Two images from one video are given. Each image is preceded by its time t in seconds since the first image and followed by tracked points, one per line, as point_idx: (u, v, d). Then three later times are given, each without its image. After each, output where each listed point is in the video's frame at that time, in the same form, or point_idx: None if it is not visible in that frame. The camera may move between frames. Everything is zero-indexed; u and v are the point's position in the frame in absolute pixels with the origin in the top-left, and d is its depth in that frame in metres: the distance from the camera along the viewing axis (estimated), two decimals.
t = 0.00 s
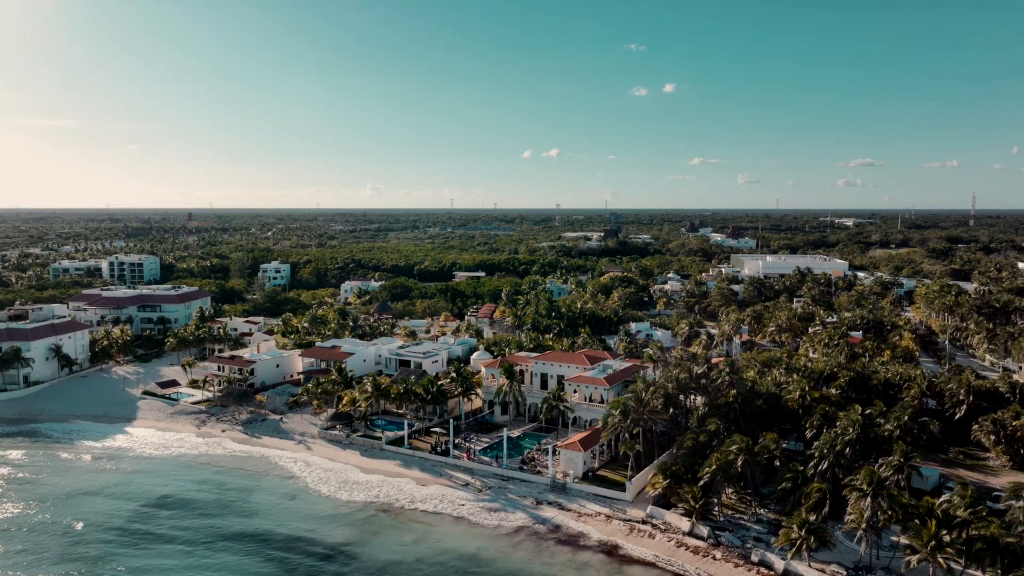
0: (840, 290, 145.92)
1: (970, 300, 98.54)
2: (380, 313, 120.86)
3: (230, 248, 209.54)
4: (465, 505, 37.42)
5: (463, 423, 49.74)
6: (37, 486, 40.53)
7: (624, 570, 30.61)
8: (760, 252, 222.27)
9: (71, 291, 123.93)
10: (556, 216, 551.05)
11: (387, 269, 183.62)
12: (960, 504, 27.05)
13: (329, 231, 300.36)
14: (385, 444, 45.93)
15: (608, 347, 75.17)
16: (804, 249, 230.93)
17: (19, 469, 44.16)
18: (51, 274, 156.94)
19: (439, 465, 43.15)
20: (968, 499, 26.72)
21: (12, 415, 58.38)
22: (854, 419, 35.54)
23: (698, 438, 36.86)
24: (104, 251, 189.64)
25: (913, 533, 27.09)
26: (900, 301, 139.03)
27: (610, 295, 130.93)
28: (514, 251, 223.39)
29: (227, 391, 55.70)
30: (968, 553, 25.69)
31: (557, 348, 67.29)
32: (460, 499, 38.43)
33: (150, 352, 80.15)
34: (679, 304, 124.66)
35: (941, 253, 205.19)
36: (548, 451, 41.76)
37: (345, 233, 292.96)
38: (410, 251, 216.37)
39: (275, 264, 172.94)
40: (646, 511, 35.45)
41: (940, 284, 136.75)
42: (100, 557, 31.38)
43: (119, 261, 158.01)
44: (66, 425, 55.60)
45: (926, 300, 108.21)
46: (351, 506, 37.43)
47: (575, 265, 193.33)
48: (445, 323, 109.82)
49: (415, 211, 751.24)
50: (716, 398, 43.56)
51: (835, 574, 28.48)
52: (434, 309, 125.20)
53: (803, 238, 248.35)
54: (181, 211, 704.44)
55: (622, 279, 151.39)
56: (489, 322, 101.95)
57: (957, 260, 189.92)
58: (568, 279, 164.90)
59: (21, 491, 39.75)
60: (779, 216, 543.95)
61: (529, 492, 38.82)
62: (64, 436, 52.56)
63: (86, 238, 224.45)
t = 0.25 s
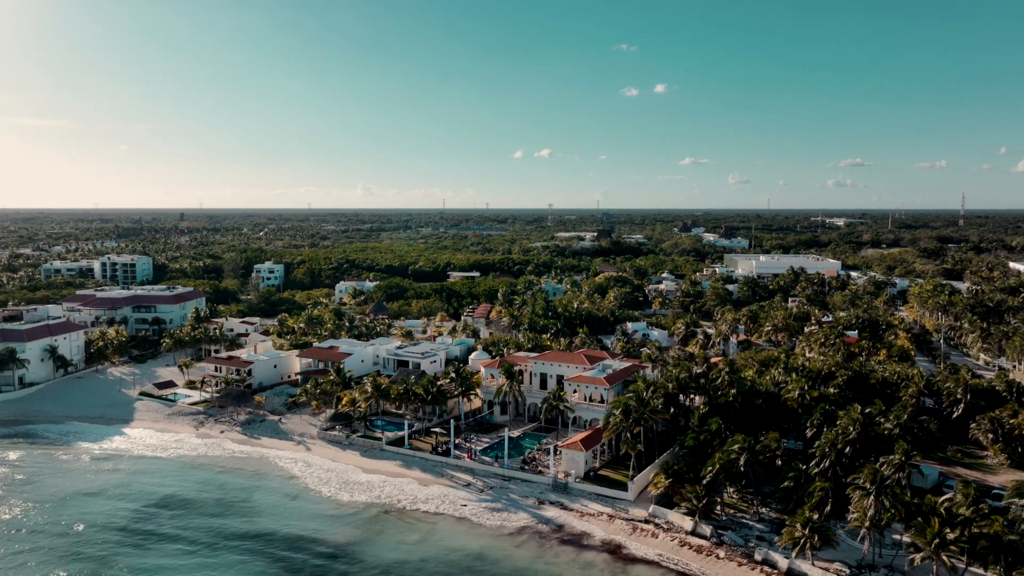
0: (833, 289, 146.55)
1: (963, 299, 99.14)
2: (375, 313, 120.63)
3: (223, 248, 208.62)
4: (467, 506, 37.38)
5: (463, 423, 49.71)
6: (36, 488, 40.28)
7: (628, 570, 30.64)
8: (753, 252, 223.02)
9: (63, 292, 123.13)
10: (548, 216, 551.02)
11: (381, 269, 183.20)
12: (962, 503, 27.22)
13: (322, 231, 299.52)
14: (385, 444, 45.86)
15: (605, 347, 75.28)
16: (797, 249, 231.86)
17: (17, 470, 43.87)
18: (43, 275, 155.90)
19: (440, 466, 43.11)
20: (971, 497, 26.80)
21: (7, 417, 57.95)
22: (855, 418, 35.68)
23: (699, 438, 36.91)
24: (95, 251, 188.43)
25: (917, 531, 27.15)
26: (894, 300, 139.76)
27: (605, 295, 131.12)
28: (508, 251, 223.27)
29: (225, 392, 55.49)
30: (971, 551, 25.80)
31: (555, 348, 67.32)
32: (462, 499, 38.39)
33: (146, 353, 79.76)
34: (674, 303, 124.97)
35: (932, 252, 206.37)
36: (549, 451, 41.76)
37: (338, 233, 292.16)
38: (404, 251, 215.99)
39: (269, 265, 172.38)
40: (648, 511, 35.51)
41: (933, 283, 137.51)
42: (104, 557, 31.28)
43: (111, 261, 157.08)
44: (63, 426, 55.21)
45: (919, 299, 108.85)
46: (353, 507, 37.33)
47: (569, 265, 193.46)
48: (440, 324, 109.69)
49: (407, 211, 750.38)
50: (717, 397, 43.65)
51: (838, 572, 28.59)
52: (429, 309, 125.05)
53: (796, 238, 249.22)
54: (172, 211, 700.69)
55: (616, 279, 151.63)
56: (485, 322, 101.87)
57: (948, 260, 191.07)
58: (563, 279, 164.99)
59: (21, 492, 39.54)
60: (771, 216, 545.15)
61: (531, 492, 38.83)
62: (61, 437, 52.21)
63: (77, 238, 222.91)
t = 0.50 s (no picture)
0: (827, 289, 147.12)
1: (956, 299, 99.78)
2: (371, 313, 120.36)
3: (216, 248, 207.64)
4: (469, 506, 37.34)
5: (463, 423, 49.62)
6: (35, 489, 40.08)
7: (633, 569, 30.68)
8: (747, 252, 223.67)
9: (56, 293, 122.35)
10: (542, 215, 551.02)
11: (375, 269, 182.73)
12: (965, 501, 27.42)
13: (315, 231, 298.60)
14: (385, 445, 45.79)
15: (603, 346, 75.35)
16: (790, 249, 232.65)
17: (16, 472, 43.62)
18: (35, 276, 154.85)
19: (441, 466, 43.08)
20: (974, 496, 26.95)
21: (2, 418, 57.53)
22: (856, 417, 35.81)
23: (701, 437, 36.96)
24: (87, 252, 187.25)
25: (920, 529, 27.26)
26: (887, 300, 140.45)
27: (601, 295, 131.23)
28: (502, 251, 223.19)
29: (224, 393, 55.28)
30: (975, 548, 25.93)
31: (553, 348, 67.35)
32: (464, 499, 38.35)
33: (142, 354, 79.36)
34: (670, 303, 125.22)
35: (924, 252, 207.51)
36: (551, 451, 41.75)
37: (331, 233, 291.19)
38: (398, 251, 215.62)
39: (263, 265, 171.74)
40: (651, 510, 35.58)
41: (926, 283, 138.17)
42: (108, 558, 31.20)
43: (104, 262, 156.13)
44: (59, 428, 54.84)
45: (913, 298, 109.43)
46: (355, 507, 37.23)
47: (564, 265, 193.52)
48: (437, 324, 109.53)
49: (400, 211, 749.19)
50: (718, 397, 43.71)
51: (842, 570, 28.72)
52: (425, 309, 124.92)
53: (789, 237, 250.14)
54: (163, 211, 697.10)
55: (611, 279, 151.83)
56: (482, 322, 101.80)
57: (940, 259, 192.12)
58: (558, 279, 165.03)
59: (21, 493, 39.35)
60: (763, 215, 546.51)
61: (533, 492, 38.86)
62: (58, 438, 51.86)
63: (68, 238, 221.34)
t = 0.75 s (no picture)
0: (821, 289, 147.62)
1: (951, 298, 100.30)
2: (367, 314, 120.10)
3: (209, 249, 206.71)
4: (471, 506, 37.29)
5: (463, 423, 49.57)
6: (35, 490, 39.88)
7: (637, 568, 30.69)
8: (741, 252, 224.21)
9: (50, 293, 121.64)
10: (535, 215, 551.27)
11: (370, 269, 182.33)
12: (968, 500, 27.54)
13: (309, 232, 297.80)
14: (386, 445, 45.73)
15: (601, 346, 75.41)
16: (784, 248, 233.41)
17: (14, 473, 43.36)
18: (27, 276, 153.89)
19: (443, 466, 43.03)
20: (976, 494, 27.13)
21: None
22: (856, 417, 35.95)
23: (703, 436, 37.04)
24: (79, 253, 186.12)
25: (923, 527, 27.40)
26: (881, 299, 141.13)
27: (597, 295, 131.43)
28: (497, 251, 223.12)
29: (222, 394, 55.09)
30: (978, 547, 26.08)
31: (552, 348, 67.33)
32: (466, 499, 38.33)
33: (138, 355, 79.00)
34: (665, 303, 125.49)
35: (917, 252, 208.53)
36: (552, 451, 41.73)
37: (325, 234, 290.50)
38: (393, 251, 215.29)
39: (258, 265, 171.17)
40: (653, 510, 35.64)
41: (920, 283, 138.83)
42: (111, 559, 31.09)
43: (97, 262, 155.26)
44: (56, 429, 54.49)
45: (908, 298, 109.91)
46: (357, 508, 37.14)
47: (559, 265, 193.55)
48: (433, 324, 109.43)
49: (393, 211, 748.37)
50: (717, 397, 43.82)
51: (846, 569, 28.82)
52: (421, 310, 124.74)
53: (783, 237, 250.98)
54: (153, 211, 693.12)
55: (607, 279, 152.05)
56: (478, 322, 101.74)
57: (933, 259, 193.12)
58: (553, 279, 165.13)
59: (21, 495, 39.17)
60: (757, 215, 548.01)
61: (535, 492, 38.86)
62: (55, 440, 51.54)
63: (60, 239, 220.04)
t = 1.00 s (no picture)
0: (816, 289, 148.23)
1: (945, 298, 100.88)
2: (362, 314, 119.90)
3: (202, 249, 205.80)
4: (474, 507, 37.28)
5: (463, 424, 49.52)
6: (34, 493, 39.63)
7: (642, 568, 30.71)
8: (734, 252, 224.97)
9: (43, 294, 120.93)
10: (529, 215, 551.77)
11: (365, 270, 181.94)
12: (972, 498, 27.69)
13: (302, 232, 296.90)
14: (387, 446, 45.63)
15: (599, 346, 75.54)
16: (777, 248, 234.29)
17: (12, 476, 43.06)
18: (19, 277, 152.88)
19: (444, 466, 42.97)
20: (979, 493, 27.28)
21: None
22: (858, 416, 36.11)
23: (705, 436, 37.11)
24: (71, 253, 184.96)
25: (927, 526, 27.54)
26: (875, 299, 141.86)
27: (592, 295, 131.58)
28: (491, 251, 223.10)
29: (221, 395, 54.87)
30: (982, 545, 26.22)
31: (550, 348, 67.33)
32: (469, 500, 38.31)
33: (134, 356, 78.66)
34: (661, 303, 125.79)
35: (909, 251, 209.71)
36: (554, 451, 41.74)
37: (318, 233, 289.70)
38: (387, 251, 214.96)
39: (252, 266, 170.60)
40: (656, 509, 35.69)
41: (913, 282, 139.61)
42: (116, 558, 31.13)
43: (89, 263, 154.31)
44: (53, 431, 54.17)
45: (902, 297, 110.45)
46: (360, 509, 37.04)
47: (554, 265, 193.64)
48: (430, 324, 109.35)
49: (386, 211, 747.18)
50: (718, 397, 43.96)
51: (850, 567, 28.95)
52: (417, 310, 124.62)
53: (776, 237, 251.93)
54: (144, 211, 689.68)
55: (602, 279, 152.26)
56: (475, 322, 101.70)
57: (925, 259, 194.29)
58: (549, 279, 165.22)
59: (21, 497, 38.92)
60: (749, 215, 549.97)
61: (537, 492, 38.85)
62: (53, 441, 51.25)
63: (51, 239, 218.63)
